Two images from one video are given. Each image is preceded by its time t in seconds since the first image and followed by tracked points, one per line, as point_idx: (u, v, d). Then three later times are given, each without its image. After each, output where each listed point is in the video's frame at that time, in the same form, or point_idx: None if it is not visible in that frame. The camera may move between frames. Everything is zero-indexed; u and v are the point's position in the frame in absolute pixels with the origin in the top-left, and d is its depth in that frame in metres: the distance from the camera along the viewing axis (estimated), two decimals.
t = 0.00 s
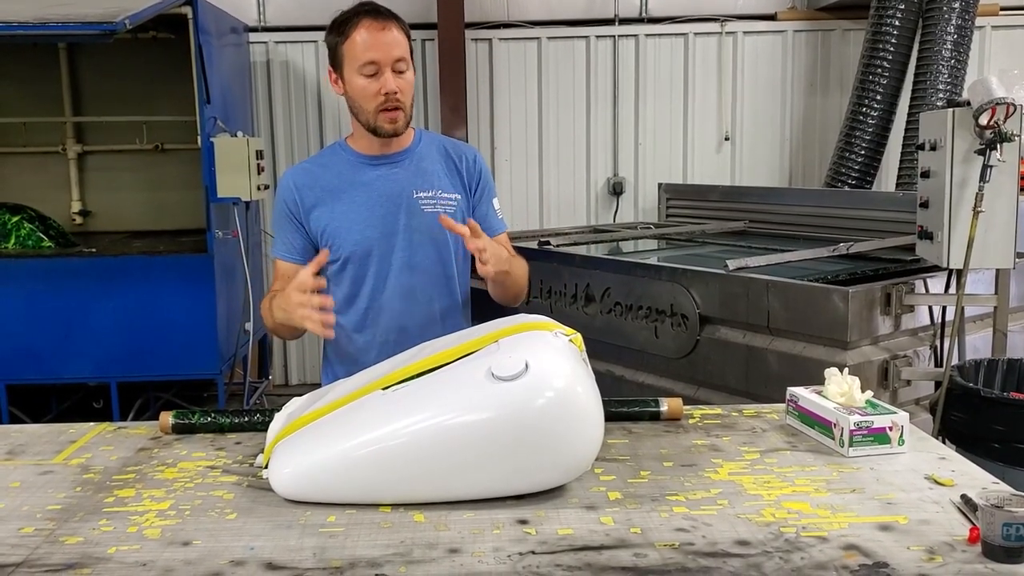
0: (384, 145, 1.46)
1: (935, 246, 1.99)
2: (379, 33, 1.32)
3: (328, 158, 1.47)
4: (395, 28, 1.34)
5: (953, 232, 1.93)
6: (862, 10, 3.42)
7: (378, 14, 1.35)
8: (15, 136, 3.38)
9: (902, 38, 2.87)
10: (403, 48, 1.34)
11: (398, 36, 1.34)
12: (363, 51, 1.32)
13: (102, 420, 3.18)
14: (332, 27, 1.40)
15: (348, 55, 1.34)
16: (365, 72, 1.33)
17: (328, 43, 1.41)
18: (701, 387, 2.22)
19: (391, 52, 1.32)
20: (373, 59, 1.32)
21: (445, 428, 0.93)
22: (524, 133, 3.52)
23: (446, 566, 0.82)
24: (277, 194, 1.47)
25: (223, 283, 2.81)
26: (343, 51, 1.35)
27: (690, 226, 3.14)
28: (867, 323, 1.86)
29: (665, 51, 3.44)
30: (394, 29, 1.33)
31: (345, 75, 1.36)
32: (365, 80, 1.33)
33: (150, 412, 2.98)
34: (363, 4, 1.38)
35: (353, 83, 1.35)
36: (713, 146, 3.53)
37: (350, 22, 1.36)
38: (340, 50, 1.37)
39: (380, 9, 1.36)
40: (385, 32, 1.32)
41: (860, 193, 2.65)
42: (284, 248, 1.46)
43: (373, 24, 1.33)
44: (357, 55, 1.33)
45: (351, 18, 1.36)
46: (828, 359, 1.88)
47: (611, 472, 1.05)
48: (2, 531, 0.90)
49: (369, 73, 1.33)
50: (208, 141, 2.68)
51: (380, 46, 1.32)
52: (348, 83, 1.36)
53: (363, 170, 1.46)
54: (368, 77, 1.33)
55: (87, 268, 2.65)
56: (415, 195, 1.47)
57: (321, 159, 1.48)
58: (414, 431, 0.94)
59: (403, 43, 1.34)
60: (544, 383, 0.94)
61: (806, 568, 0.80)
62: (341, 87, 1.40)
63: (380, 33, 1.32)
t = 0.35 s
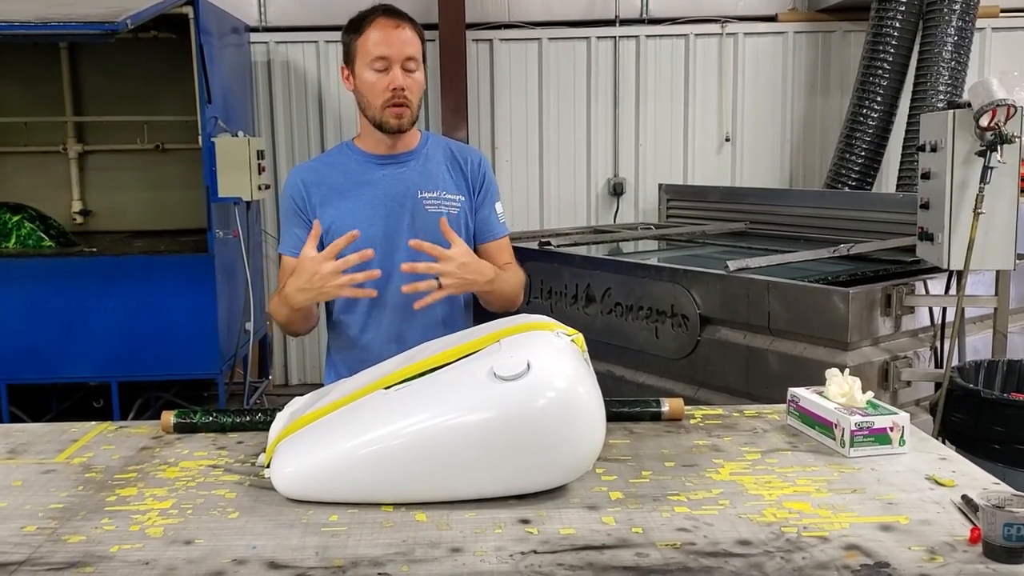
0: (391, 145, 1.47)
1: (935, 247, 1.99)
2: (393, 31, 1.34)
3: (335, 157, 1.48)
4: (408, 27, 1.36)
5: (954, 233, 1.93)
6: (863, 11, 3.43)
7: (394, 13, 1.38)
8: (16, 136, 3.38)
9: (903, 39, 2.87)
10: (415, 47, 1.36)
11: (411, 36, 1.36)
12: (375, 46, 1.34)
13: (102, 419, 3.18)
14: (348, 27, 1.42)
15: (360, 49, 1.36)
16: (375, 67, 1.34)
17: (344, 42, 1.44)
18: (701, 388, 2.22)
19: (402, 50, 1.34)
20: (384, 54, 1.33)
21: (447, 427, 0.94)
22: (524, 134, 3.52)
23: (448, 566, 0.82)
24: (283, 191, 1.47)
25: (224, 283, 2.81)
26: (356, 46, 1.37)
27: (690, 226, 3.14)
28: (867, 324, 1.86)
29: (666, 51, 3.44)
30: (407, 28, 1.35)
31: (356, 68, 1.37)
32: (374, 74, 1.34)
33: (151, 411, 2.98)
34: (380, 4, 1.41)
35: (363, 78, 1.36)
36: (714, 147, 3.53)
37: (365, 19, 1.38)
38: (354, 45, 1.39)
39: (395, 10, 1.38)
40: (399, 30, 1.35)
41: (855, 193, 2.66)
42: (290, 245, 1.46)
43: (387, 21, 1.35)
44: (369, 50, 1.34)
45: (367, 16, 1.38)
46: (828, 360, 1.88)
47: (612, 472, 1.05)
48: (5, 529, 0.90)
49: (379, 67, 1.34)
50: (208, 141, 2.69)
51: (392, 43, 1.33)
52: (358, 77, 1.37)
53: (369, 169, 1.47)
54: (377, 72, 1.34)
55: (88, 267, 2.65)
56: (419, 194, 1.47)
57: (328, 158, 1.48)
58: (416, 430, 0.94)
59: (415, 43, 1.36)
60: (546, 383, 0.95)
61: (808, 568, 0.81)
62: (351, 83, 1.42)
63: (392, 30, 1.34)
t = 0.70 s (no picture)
0: (398, 141, 1.47)
1: (938, 246, 1.99)
2: (405, 25, 1.36)
3: (340, 153, 1.48)
4: (420, 24, 1.39)
5: (956, 232, 1.93)
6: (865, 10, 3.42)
7: (406, 11, 1.40)
8: (17, 135, 3.38)
9: (905, 38, 2.87)
10: (426, 43, 1.38)
11: (423, 31, 1.38)
12: (387, 39, 1.35)
13: (104, 418, 3.18)
14: (358, 24, 1.44)
15: (373, 42, 1.37)
16: (387, 59, 1.35)
17: (353, 39, 1.44)
18: (703, 387, 2.22)
19: (415, 45, 1.36)
20: (397, 47, 1.35)
21: (450, 425, 0.93)
22: (526, 132, 3.52)
23: (451, 565, 0.82)
24: (288, 186, 1.47)
25: (225, 282, 2.81)
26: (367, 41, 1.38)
27: (691, 226, 3.14)
28: (870, 323, 1.86)
29: (667, 50, 3.44)
30: (420, 24, 1.37)
31: (368, 62, 1.38)
32: (386, 66, 1.35)
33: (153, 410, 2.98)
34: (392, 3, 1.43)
35: (373, 71, 1.37)
36: (716, 146, 3.53)
37: (377, 14, 1.40)
38: (366, 39, 1.40)
39: (407, 6, 1.40)
40: (412, 25, 1.37)
41: (857, 192, 2.66)
42: (294, 241, 1.45)
43: (400, 16, 1.37)
44: (382, 42, 1.35)
45: (379, 12, 1.40)
46: (830, 359, 1.88)
47: (615, 471, 1.05)
48: (7, 528, 0.90)
49: (391, 59, 1.35)
50: (210, 140, 2.69)
51: (405, 37, 1.35)
52: (369, 70, 1.38)
53: (374, 165, 1.47)
54: (389, 64, 1.35)
55: (90, 266, 2.65)
56: (424, 191, 1.47)
57: (334, 155, 1.48)
58: (419, 429, 0.94)
59: (427, 38, 1.38)
60: (549, 382, 0.94)
61: (812, 567, 0.80)
62: (360, 78, 1.42)
63: (405, 25, 1.36)
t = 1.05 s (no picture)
0: (404, 138, 1.47)
1: (940, 247, 1.99)
2: (401, 20, 1.38)
3: (346, 152, 1.48)
4: (416, 18, 1.40)
5: (959, 233, 1.93)
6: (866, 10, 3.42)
7: (401, 8, 1.42)
8: (18, 135, 3.38)
9: (907, 38, 2.86)
10: (424, 35, 1.39)
11: (419, 24, 1.39)
12: (385, 35, 1.37)
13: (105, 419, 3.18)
14: (356, 30, 1.46)
15: (372, 41, 1.39)
16: (387, 54, 1.36)
17: (354, 45, 1.46)
18: (705, 387, 2.22)
19: (412, 37, 1.37)
20: (395, 40, 1.36)
21: (453, 427, 0.93)
22: (527, 133, 3.52)
23: (454, 566, 0.82)
24: (294, 184, 1.47)
25: (227, 282, 2.81)
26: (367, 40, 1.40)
27: (692, 226, 3.14)
28: (872, 323, 1.86)
29: (669, 51, 3.44)
30: (416, 17, 1.38)
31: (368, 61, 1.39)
32: (387, 61, 1.36)
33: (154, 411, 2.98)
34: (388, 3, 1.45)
35: (374, 69, 1.38)
36: (717, 146, 3.53)
37: (374, 15, 1.42)
38: (365, 40, 1.42)
39: (401, 3, 1.42)
40: (408, 19, 1.38)
41: (858, 192, 2.66)
42: (299, 239, 1.45)
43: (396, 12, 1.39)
44: (380, 39, 1.37)
45: (376, 12, 1.42)
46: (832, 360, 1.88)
47: (618, 472, 1.05)
48: (10, 530, 0.90)
49: (390, 54, 1.36)
50: (212, 141, 2.69)
51: (402, 29, 1.37)
52: (371, 69, 1.39)
53: (380, 163, 1.46)
54: (389, 59, 1.36)
55: (91, 266, 2.65)
56: (430, 190, 1.47)
57: (340, 153, 1.48)
58: (422, 430, 0.94)
59: (424, 31, 1.39)
60: (552, 383, 0.94)
61: (816, 568, 0.80)
62: (363, 80, 1.44)
63: (401, 20, 1.38)
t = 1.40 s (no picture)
0: (410, 139, 1.47)
1: (941, 247, 1.99)
2: (408, 22, 1.36)
3: (352, 153, 1.48)
4: (425, 20, 1.39)
5: (960, 233, 1.93)
6: (868, 10, 3.42)
7: (411, 8, 1.40)
8: (19, 135, 3.38)
9: (908, 37, 2.86)
10: (432, 38, 1.38)
11: (427, 26, 1.38)
12: (392, 37, 1.36)
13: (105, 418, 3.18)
14: (364, 24, 1.44)
15: (379, 42, 1.38)
16: (393, 57, 1.36)
17: (361, 40, 1.46)
18: (706, 388, 2.22)
19: (419, 40, 1.36)
20: (401, 44, 1.35)
21: (454, 427, 0.93)
22: (528, 132, 3.52)
23: (455, 566, 0.82)
24: (300, 187, 1.48)
25: (228, 282, 2.81)
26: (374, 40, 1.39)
27: (694, 226, 3.14)
28: (873, 324, 1.86)
29: (670, 51, 3.44)
30: (424, 20, 1.37)
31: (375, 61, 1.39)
32: (393, 64, 1.36)
33: (155, 410, 2.98)
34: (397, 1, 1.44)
35: (380, 70, 1.38)
36: (718, 146, 3.53)
37: (382, 13, 1.41)
38: (372, 39, 1.41)
39: (411, 4, 1.41)
40: (417, 22, 1.37)
41: (859, 192, 2.66)
42: (307, 242, 1.47)
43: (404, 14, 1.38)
44: (387, 41, 1.36)
45: (384, 10, 1.40)
46: (833, 360, 1.88)
47: (618, 472, 1.05)
48: (10, 530, 0.90)
49: (396, 57, 1.36)
50: (213, 140, 2.69)
51: (409, 33, 1.36)
52: (376, 70, 1.39)
53: (385, 163, 1.46)
54: (394, 62, 1.36)
55: (91, 266, 2.65)
56: (435, 190, 1.47)
57: (346, 154, 1.48)
58: (422, 430, 0.94)
59: (432, 33, 1.38)
60: (553, 384, 0.94)
61: (816, 569, 0.80)
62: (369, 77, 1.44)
63: (410, 22, 1.37)
